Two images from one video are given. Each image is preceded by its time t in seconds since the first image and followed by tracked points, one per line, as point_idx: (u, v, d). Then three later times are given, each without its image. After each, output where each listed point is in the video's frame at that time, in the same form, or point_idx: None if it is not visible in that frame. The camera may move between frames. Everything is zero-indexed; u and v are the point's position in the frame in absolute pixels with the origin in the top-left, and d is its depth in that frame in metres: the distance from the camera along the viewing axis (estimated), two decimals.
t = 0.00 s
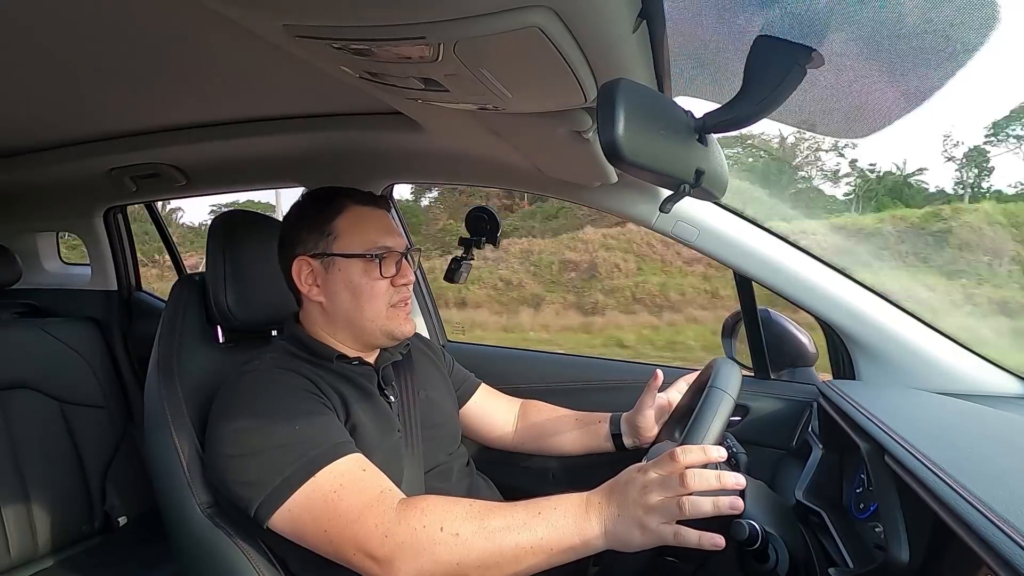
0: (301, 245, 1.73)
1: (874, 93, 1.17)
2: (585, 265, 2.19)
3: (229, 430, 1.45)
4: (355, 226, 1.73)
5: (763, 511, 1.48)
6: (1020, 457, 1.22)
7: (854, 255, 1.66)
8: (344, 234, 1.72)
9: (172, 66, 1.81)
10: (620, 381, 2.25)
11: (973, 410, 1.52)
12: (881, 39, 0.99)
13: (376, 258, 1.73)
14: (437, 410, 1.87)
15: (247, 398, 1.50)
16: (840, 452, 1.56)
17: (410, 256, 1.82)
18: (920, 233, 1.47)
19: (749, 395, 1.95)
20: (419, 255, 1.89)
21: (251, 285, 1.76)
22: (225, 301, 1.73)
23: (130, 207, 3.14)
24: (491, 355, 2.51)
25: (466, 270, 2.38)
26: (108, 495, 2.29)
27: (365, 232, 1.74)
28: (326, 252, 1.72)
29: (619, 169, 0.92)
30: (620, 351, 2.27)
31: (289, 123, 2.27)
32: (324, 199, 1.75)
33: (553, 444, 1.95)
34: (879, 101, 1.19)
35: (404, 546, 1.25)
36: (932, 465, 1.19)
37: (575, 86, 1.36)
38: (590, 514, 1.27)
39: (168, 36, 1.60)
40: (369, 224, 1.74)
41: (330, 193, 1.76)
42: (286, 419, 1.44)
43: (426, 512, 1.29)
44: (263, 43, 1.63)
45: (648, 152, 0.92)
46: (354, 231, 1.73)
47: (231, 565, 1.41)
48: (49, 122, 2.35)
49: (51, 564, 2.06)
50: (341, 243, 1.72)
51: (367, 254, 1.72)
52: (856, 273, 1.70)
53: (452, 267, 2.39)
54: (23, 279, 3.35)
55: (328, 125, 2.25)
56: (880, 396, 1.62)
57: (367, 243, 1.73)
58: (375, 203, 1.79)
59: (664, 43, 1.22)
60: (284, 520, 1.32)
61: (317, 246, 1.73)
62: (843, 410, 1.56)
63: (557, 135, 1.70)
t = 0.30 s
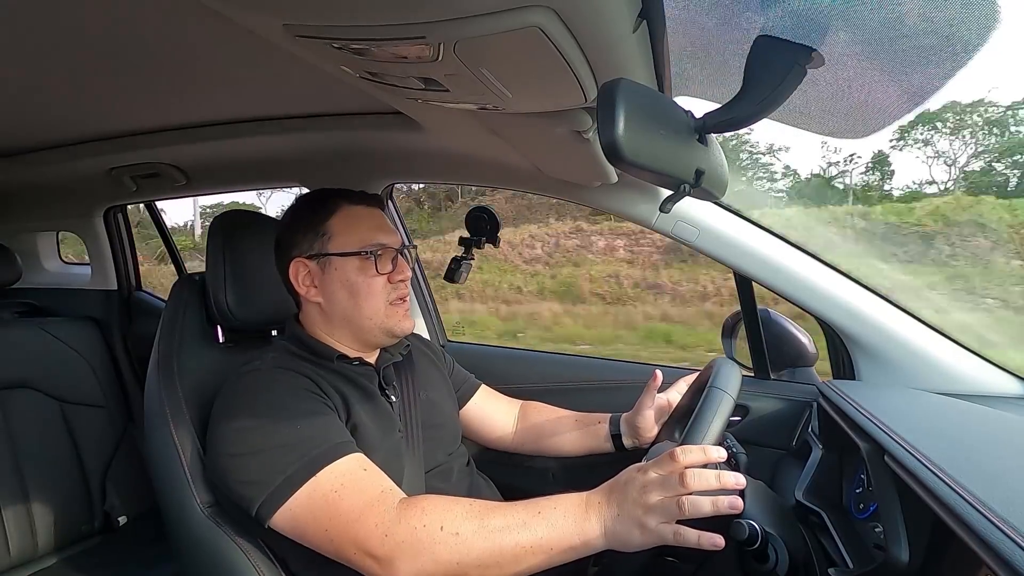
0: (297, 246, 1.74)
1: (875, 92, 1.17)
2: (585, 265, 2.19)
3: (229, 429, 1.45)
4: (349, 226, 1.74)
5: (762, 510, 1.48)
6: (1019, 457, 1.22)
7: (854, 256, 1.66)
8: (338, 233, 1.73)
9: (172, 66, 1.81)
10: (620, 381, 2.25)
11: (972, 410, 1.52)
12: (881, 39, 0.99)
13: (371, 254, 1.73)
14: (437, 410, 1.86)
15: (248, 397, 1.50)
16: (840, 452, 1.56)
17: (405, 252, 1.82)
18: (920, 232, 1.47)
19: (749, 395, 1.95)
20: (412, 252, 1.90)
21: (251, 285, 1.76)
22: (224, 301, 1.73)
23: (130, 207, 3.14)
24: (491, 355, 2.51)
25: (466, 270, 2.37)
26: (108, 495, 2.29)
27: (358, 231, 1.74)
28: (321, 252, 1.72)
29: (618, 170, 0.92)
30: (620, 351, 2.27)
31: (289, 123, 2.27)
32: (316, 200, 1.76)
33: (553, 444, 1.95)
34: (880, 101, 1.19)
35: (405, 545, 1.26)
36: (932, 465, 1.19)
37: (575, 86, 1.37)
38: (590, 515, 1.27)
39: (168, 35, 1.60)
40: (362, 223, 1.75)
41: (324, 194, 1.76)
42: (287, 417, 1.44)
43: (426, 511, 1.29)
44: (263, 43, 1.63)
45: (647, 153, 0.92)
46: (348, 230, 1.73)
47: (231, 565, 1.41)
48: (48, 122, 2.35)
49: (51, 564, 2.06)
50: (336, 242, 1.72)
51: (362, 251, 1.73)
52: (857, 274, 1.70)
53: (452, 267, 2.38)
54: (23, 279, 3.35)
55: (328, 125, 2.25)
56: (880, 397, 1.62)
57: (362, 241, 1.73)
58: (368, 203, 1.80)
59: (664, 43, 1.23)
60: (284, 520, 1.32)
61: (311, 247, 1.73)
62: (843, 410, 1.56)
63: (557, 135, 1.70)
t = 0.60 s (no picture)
0: (294, 244, 1.74)
1: (875, 92, 1.17)
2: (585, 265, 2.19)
3: (228, 426, 1.45)
4: (346, 222, 1.74)
5: (762, 511, 1.51)
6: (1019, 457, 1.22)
7: (853, 255, 1.66)
8: (335, 230, 1.73)
9: (172, 66, 1.81)
10: (620, 381, 2.25)
11: (972, 409, 1.52)
12: (880, 39, 0.99)
13: (369, 249, 1.74)
14: (437, 409, 1.86)
15: (247, 394, 1.50)
16: (840, 451, 1.56)
17: (402, 248, 1.83)
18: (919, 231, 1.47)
19: (749, 395, 1.95)
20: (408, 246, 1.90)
21: (250, 284, 1.76)
22: (224, 300, 1.73)
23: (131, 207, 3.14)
24: (491, 355, 2.51)
25: (466, 270, 2.37)
26: (108, 494, 2.29)
27: (355, 225, 1.75)
28: (319, 248, 1.72)
29: (619, 168, 0.92)
30: (620, 351, 2.27)
31: (289, 123, 2.27)
32: (314, 198, 1.77)
33: (553, 443, 1.95)
34: (881, 100, 1.19)
35: (406, 536, 1.26)
36: (931, 465, 1.19)
37: (575, 86, 1.37)
38: (592, 508, 1.26)
39: (167, 35, 1.60)
40: (359, 219, 1.75)
41: (320, 192, 1.77)
42: (286, 414, 1.45)
43: (428, 501, 1.30)
44: (263, 42, 1.63)
45: (648, 152, 0.92)
46: (345, 225, 1.74)
47: (232, 563, 1.41)
48: (48, 122, 2.35)
49: (51, 564, 2.06)
50: (333, 238, 1.73)
51: (360, 246, 1.73)
52: (856, 272, 1.70)
53: (452, 267, 2.38)
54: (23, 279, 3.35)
55: (328, 125, 2.25)
56: (881, 396, 1.62)
57: (360, 235, 1.74)
58: (361, 199, 1.80)
59: (664, 43, 1.23)
60: (284, 513, 1.32)
61: (309, 244, 1.73)
62: (843, 409, 1.57)
63: (557, 134, 1.70)
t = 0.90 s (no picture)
0: (294, 246, 1.74)
1: (874, 92, 1.17)
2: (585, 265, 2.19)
3: (228, 427, 1.45)
4: (344, 224, 1.74)
5: (762, 511, 1.52)
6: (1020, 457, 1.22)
7: (852, 255, 1.67)
8: (334, 232, 1.73)
9: (172, 66, 1.81)
10: (620, 381, 2.25)
11: (972, 409, 1.52)
12: (880, 39, 0.99)
13: (368, 252, 1.74)
14: (438, 410, 1.86)
15: (247, 395, 1.50)
16: (840, 451, 1.56)
17: (401, 250, 1.83)
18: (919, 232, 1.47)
19: (749, 395, 1.95)
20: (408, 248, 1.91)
21: (250, 285, 1.76)
22: (224, 301, 1.73)
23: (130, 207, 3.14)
24: (491, 355, 2.51)
25: (466, 270, 2.39)
26: (108, 494, 2.29)
27: (353, 227, 1.75)
28: (318, 250, 1.72)
29: (618, 169, 0.92)
30: (620, 351, 2.27)
31: (289, 124, 2.27)
32: (312, 201, 1.76)
33: (552, 444, 1.95)
34: (882, 99, 1.19)
35: (408, 535, 1.25)
36: (932, 466, 1.19)
37: (575, 86, 1.36)
38: (594, 507, 1.26)
39: (167, 36, 1.60)
40: (357, 222, 1.75)
41: (318, 195, 1.77)
42: (286, 415, 1.45)
43: (430, 500, 1.30)
44: (264, 43, 1.63)
45: (648, 152, 0.92)
46: (343, 227, 1.74)
47: (231, 564, 1.41)
48: (48, 122, 2.34)
49: (51, 564, 2.06)
50: (332, 240, 1.73)
51: (358, 249, 1.74)
52: (855, 272, 1.70)
53: (453, 267, 2.40)
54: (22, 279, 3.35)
55: (328, 125, 2.25)
56: (881, 396, 1.62)
57: (358, 237, 1.74)
58: (359, 200, 1.80)
59: (665, 43, 1.23)
60: (285, 514, 1.32)
61: (308, 246, 1.73)
62: (843, 410, 1.56)
63: (557, 135, 1.70)
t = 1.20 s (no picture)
0: (295, 244, 1.73)
1: (875, 92, 1.17)
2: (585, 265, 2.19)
3: (228, 426, 1.45)
4: (346, 223, 1.74)
5: (762, 511, 1.52)
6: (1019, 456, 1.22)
7: (851, 255, 1.66)
8: (336, 231, 1.73)
9: (172, 66, 1.81)
10: (620, 381, 2.25)
11: (972, 409, 1.52)
12: (880, 39, 0.99)
13: (369, 250, 1.74)
14: (437, 410, 1.86)
15: (248, 393, 1.50)
16: (840, 451, 1.56)
17: (402, 249, 1.83)
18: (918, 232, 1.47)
19: (749, 395, 1.95)
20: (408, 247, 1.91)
21: (251, 284, 1.76)
22: (224, 300, 1.73)
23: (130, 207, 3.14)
24: (492, 355, 2.51)
25: (467, 270, 2.40)
26: (108, 494, 2.29)
27: (356, 225, 1.75)
28: (320, 248, 1.72)
29: (618, 169, 0.92)
30: (620, 351, 2.28)
31: (289, 124, 2.27)
32: (314, 199, 1.76)
33: (551, 444, 1.94)
34: (881, 100, 1.19)
35: (409, 530, 1.25)
36: (932, 465, 1.19)
37: (575, 86, 1.37)
38: (596, 503, 1.26)
39: (167, 35, 1.60)
40: (359, 221, 1.75)
41: (320, 194, 1.77)
42: (286, 413, 1.45)
43: (431, 495, 1.30)
44: (264, 43, 1.63)
45: (648, 153, 0.92)
46: (346, 226, 1.74)
47: (231, 563, 1.41)
48: (48, 122, 2.34)
49: (51, 564, 2.05)
50: (334, 239, 1.72)
51: (359, 247, 1.73)
52: (855, 271, 1.70)
53: (453, 267, 2.41)
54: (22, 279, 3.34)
55: (328, 125, 2.25)
56: (880, 396, 1.62)
57: (360, 236, 1.74)
58: (362, 199, 1.80)
59: (665, 43, 1.23)
60: (286, 511, 1.32)
61: (310, 244, 1.73)
62: (843, 410, 1.56)
63: (557, 135, 1.70)
